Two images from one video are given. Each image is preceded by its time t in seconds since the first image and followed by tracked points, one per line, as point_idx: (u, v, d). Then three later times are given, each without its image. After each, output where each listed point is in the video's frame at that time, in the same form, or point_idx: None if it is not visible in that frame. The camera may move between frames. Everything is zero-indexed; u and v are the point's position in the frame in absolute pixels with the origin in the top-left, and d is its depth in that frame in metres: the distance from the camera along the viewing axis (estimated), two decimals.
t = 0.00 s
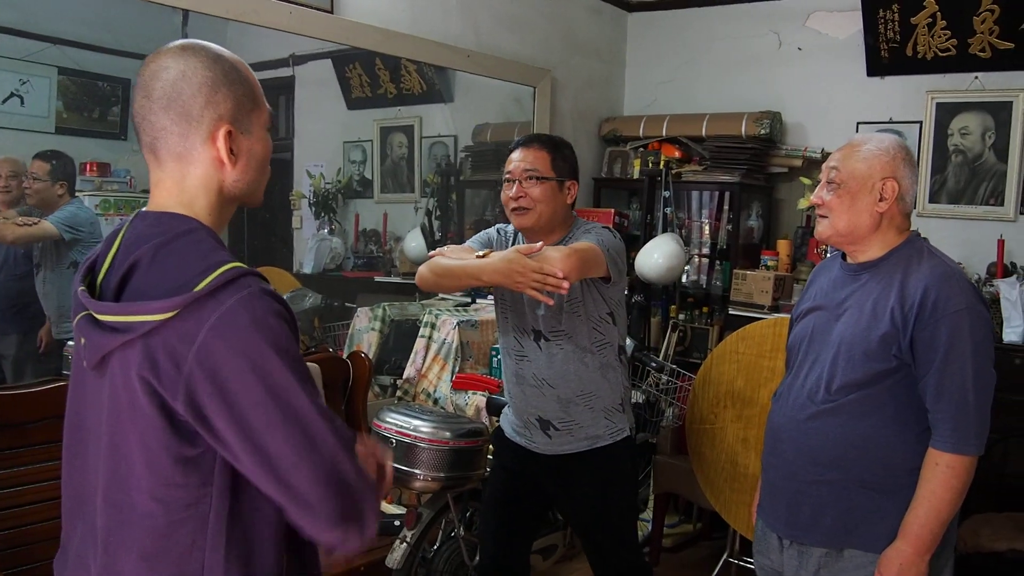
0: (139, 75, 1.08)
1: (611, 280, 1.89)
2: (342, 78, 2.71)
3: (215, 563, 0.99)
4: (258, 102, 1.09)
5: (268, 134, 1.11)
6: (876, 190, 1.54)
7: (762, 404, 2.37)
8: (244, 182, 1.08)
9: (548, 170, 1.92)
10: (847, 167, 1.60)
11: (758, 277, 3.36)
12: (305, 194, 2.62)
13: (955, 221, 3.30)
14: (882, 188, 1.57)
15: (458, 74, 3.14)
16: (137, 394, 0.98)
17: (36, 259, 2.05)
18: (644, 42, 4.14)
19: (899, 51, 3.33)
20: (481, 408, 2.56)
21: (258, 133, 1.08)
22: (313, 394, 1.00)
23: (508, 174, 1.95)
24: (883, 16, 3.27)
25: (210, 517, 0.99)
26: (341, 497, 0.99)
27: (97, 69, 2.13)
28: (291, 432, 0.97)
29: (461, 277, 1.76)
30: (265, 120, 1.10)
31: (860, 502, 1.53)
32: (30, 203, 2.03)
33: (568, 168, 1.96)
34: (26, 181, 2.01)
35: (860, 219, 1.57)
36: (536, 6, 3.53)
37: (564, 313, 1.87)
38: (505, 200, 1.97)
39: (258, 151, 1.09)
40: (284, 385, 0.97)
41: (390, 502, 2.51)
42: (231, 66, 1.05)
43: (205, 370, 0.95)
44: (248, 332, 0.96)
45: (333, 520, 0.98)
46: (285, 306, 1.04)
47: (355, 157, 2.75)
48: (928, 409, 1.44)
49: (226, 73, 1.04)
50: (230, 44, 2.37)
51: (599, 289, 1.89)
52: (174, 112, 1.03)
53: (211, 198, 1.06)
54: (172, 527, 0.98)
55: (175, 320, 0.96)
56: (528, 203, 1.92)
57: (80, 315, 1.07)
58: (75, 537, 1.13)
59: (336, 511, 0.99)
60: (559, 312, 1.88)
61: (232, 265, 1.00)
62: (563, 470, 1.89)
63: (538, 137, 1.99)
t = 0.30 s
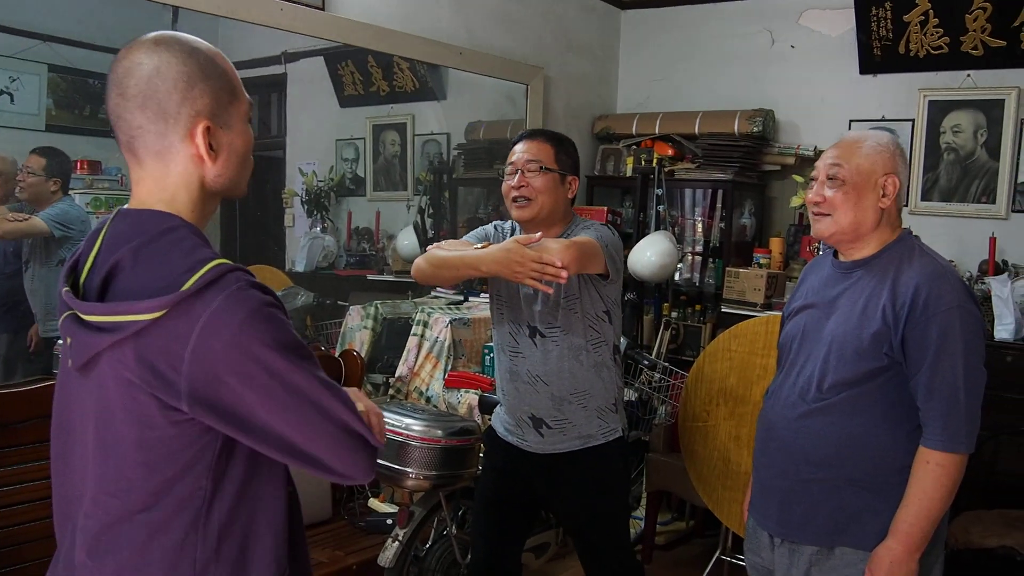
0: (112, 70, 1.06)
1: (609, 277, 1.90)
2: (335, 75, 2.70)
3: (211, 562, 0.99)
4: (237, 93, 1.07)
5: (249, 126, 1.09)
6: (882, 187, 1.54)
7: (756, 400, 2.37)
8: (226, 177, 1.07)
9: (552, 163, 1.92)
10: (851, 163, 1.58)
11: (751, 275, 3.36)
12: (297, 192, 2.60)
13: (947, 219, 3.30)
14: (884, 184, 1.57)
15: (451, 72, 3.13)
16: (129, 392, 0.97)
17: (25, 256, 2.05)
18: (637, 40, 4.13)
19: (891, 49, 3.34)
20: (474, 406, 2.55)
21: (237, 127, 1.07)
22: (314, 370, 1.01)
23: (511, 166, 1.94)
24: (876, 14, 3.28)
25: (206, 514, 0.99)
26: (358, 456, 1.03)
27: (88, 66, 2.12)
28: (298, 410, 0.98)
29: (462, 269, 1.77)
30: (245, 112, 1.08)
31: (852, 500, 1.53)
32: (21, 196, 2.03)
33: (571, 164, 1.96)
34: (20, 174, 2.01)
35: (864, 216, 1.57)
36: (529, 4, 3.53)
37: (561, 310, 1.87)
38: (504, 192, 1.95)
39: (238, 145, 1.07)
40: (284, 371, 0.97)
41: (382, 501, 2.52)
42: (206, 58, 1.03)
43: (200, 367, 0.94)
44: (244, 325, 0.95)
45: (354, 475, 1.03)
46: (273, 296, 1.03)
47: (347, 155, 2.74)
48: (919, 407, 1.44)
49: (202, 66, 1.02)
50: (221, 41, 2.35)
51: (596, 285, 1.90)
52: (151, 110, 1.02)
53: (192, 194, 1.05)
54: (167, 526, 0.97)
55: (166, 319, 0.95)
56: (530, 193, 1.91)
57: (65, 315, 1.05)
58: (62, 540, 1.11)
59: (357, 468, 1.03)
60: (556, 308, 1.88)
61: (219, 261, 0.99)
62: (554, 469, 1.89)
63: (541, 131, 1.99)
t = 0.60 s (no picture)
0: (106, 73, 1.05)
1: (602, 276, 1.89)
2: (327, 75, 2.70)
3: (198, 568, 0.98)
4: (231, 93, 1.06)
5: (244, 126, 1.09)
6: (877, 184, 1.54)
7: (748, 400, 2.37)
8: (223, 178, 1.07)
9: (549, 161, 1.91)
10: (846, 161, 1.58)
11: (744, 274, 3.35)
12: (289, 192, 2.60)
13: (940, 217, 3.30)
14: (878, 182, 1.57)
15: (443, 71, 3.13)
16: (121, 395, 0.96)
17: (17, 255, 2.03)
18: (629, 39, 4.13)
19: (883, 48, 3.34)
20: (466, 406, 2.55)
21: (233, 128, 1.06)
22: (299, 389, 1.00)
23: (506, 163, 1.93)
24: (868, 12, 3.28)
25: (194, 519, 0.98)
26: (330, 491, 1.01)
27: (80, 67, 2.11)
28: (280, 430, 0.97)
29: (456, 266, 1.76)
30: (240, 112, 1.07)
31: (844, 499, 1.53)
32: (14, 194, 2.02)
33: (567, 163, 1.96)
34: (12, 174, 2.01)
35: (860, 213, 1.56)
36: (521, 3, 3.52)
37: (554, 309, 1.87)
38: (500, 190, 1.94)
39: (234, 146, 1.06)
40: (271, 384, 0.97)
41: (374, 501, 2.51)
42: (199, 60, 1.02)
43: (190, 373, 0.94)
44: (235, 332, 0.95)
45: (321, 515, 1.00)
46: (267, 305, 1.03)
47: (340, 155, 2.73)
48: (910, 405, 1.44)
49: (196, 69, 1.02)
50: (212, 40, 2.35)
51: (590, 284, 1.90)
52: (146, 115, 1.01)
53: (190, 196, 1.05)
54: (155, 531, 0.96)
55: (158, 322, 0.94)
56: (526, 191, 1.90)
57: (60, 315, 1.05)
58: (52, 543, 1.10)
59: (326, 504, 1.00)
60: (549, 308, 1.88)
61: (216, 266, 0.99)
62: (547, 468, 1.88)
63: (537, 130, 1.98)
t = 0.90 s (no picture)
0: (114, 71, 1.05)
1: (597, 277, 1.90)
2: (323, 76, 2.70)
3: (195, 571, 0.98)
4: (240, 99, 1.07)
5: (250, 132, 1.09)
6: (874, 183, 1.54)
7: (745, 400, 2.37)
8: (225, 182, 1.07)
9: (546, 161, 1.91)
10: (844, 158, 1.58)
11: (739, 274, 3.35)
12: (286, 193, 2.59)
13: (936, 217, 3.30)
14: (875, 182, 1.57)
15: (439, 72, 3.13)
16: (117, 397, 0.96)
17: (11, 256, 2.03)
18: (625, 38, 4.13)
19: (879, 47, 3.34)
20: (463, 406, 2.56)
21: (239, 132, 1.06)
22: (292, 398, 1.01)
23: (503, 162, 1.93)
24: (863, 12, 3.28)
25: (192, 522, 0.98)
26: (314, 501, 1.01)
27: (76, 68, 2.11)
28: (270, 437, 0.98)
29: (449, 262, 1.76)
30: (247, 117, 1.08)
31: (839, 498, 1.53)
32: (9, 195, 2.02)
33: (563, 163, 1.97)
34: (7, 174, 2.00)
35: (855, 211, 1.57)
36: (517, 4, 3.53)
37: (549, 309, 1.87)
38: (496, 188, 1.94)
39: (239, 150, 1.07)
40: (264, 389, 0.97)
41: (372, 501, 2.53)
42: (211, 64, 1.03)
43: (187, 375, 0.95)
44: (233, 336, 0.95)
45: (303, 526, 1.01)
46: (265, 310, 1.03)
47: (336, 156, 2.73)
48: (905, 404, 1.44)
49: (206, 72, 1.02)
50: (207, 41, 2.35)
51: (585, 284, 1.90)
52: (152, 113, 1.01)
53: (191, 199, 1.05)
54: (153, 534, 0.96)
55: (156, 324, 0.94)
56: (523, 190, 1.90)
57: (58, 317, 1.04)
58: (47, 545, 1.10)
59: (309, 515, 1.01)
60: (544, 308, 1.87)
61: (215, 267, 0.98)
62: (543, 468, 1.88)
63: (534, 128, 1.98)
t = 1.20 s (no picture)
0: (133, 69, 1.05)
1: (595, 276, 1.88)
2: (320, 75, 2.69)
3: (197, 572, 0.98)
4: (255, 102, 1.07)
5: (264, 137, 1.09)
6: (871, 181, 1.54)
7: (741, 398, 2.37)
8: (237, 184, 1.07)
9: (544, 160, 1.91)
10: (843, 156, 1.57)
11: (737, 272, 3.34)
12: (283, 193, 2.60)
13: (933, 214, 3.30)
14: (873, 180, 1.57)
15: (435, 71, 3.13)
16: (122, 396, 0.96)
17: (10, 256, 2.04)
18: (621, 37, 4.13)
19: (876, 45, 3.34)
20: (460, 405, 2.56)
21: (253, 135, 1.07)
22: (292, 404, 1.01)
23: (502, 162, 1.92)
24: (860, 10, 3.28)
25: (195, 522, 0.98)
26: (306, 511, 1.01)
27: (73, 69, 2.11)
28: (269, 442, 0.97)
29: (447, 260, 1.75)
30: (262, 122, 1.09)
31: (835, 496, 1.53)
32: (8, 196, 2.02)
33: (562, 161, 1.96)
34: (5, 175, 2.00)
35: (852, 209, 1.56)
36: (514, 3, 3.53)
37: (547, 307, 1.87)
38: (497, 187, 1.94)
39: (253, 153, 1.07)
40: (265, 394, 0.97)
41: (370, 501, 2.53)
42: (229, 66, 1.04)
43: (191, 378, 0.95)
44: (237, 339, 0.95)
45: (295, 535, 1.00)
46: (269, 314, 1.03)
47: (333, 155, 2.73)
48: (901, 401, 1.44)
49: (225, 72, 1.03)
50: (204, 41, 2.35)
51: (584, 283, 1.90)
52: (169, 109, 1.01)
53: (202, 198, 1.04)
54: (154, 534, 0.96)
55: (162, 324, 0.95)
56: (523, 191, 1.90)
57: (67, 316, 1.04)
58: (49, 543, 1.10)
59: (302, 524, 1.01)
60: (543, 306, 1.88)
61: (220, 269, 0.98)
62: (541, 466, 1.87)
63: (531, 126, 1.97)
